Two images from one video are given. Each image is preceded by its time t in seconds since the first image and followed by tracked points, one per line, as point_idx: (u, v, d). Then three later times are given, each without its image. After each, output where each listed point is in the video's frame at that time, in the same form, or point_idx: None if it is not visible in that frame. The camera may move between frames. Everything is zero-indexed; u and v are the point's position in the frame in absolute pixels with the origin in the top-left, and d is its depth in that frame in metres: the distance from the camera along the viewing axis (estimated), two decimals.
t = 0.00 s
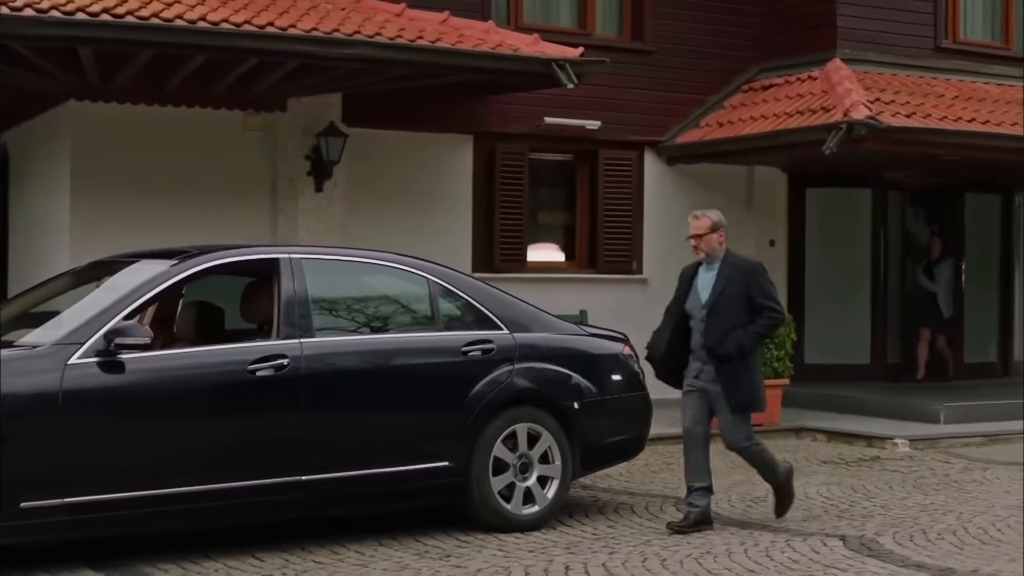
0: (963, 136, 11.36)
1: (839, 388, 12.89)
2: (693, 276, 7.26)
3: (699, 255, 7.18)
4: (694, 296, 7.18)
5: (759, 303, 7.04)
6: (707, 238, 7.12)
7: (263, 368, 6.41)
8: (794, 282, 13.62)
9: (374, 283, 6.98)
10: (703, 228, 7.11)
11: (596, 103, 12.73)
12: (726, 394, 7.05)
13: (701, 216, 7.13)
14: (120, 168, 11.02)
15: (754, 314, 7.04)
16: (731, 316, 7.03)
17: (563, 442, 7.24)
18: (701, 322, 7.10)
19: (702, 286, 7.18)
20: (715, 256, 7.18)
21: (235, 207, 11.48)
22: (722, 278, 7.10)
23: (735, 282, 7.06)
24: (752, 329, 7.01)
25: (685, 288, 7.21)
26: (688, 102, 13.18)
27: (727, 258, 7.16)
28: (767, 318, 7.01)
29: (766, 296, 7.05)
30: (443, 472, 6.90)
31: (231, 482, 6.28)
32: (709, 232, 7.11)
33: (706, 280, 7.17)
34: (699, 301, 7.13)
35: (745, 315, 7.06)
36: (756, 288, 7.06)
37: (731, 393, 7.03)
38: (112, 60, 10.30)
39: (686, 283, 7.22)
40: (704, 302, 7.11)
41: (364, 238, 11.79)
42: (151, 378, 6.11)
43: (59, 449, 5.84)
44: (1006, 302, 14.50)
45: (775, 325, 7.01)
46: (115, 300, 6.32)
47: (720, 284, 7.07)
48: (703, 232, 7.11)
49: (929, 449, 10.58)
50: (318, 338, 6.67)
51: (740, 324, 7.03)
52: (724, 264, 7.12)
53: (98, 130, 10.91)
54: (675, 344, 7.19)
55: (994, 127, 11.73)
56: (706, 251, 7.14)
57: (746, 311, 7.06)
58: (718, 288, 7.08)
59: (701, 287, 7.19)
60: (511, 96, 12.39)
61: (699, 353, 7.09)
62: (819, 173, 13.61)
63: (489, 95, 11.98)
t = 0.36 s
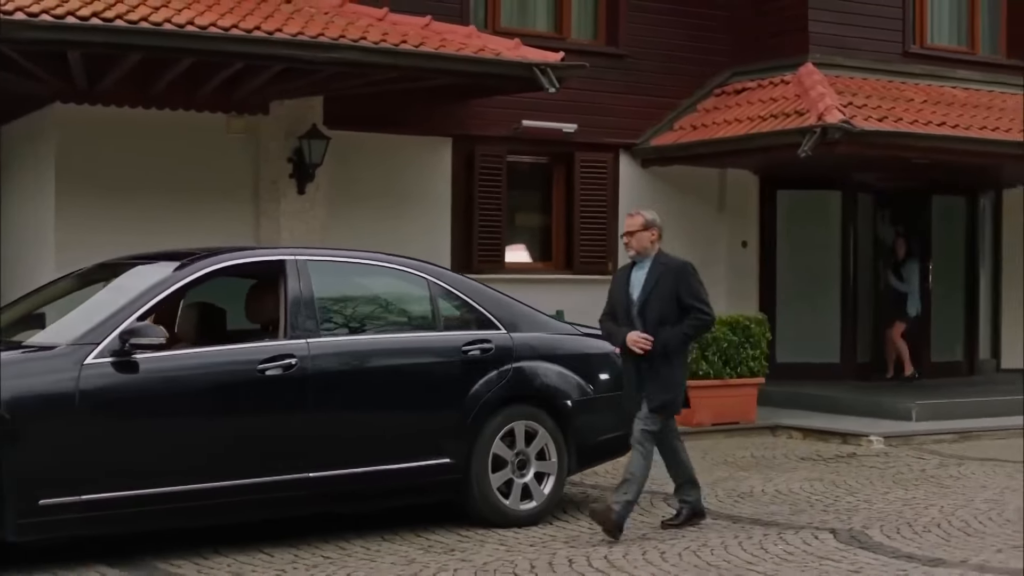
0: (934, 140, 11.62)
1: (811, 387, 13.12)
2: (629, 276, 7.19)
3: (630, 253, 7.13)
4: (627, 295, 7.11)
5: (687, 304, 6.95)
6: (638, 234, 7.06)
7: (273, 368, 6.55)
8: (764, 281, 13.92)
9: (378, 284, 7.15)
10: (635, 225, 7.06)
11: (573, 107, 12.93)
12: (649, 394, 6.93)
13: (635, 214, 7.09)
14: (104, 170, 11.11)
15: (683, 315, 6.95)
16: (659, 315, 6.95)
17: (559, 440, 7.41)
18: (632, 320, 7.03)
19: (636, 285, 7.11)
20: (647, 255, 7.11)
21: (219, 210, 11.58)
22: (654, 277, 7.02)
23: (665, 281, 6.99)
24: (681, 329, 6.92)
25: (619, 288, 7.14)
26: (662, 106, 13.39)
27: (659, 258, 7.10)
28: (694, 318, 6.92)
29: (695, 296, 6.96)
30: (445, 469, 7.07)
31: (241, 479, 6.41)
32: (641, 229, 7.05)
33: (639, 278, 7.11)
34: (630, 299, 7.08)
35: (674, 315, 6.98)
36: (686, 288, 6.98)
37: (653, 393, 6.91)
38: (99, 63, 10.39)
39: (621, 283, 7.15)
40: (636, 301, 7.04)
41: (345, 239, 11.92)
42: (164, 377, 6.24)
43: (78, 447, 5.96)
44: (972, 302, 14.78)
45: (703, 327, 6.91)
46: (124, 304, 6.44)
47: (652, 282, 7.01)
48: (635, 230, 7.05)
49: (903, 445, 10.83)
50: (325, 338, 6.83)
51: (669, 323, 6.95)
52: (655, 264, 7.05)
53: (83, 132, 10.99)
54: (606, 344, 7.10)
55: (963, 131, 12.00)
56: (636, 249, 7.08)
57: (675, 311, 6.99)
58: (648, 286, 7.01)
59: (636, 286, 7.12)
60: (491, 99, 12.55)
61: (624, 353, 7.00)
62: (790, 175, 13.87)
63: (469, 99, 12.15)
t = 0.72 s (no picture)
0: (913, 142, 11.86)
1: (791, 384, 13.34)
2: (564, 270, 7.10)
3: (564, 245, 7.06)
4: (562, 288, 7.01)
5: (624, 292, 6.86)
6: (570, 226, 7.00)
7: (288, 366, 6.71)
8: (744, 280, 14.15)
9: (387, 284, 7.31)
10: (567, 217, 7.00)
11: (557, 109, 13.12)
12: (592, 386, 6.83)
13: (567, 206, 7.03)
14: (98, 172, 11.22)
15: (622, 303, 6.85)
16: (597, 304, 6.85)
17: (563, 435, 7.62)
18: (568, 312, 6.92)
19: (571, 278, 7.01)
20: (580, 247, 7.04)
21: (210, 212, 11.71)
22: (589, 268, 6.93)
23: (600, 272, 6.90)
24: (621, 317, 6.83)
25: (556, 282, 7.04)
26: (644, 108, 13.60)
27: (593, 249, 7.02)
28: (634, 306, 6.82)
29: (631, 284, 6.86)
30: (454, 464, 7.24)
31: (259, 475, 6.57)
32: (574, 222, 6.99)
33: (575, 271, 7.02)
34: (564, 293, 6.98)
35: (613, 304, 6.88)
36: (622, 278, 6.88)
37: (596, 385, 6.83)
38: (95, 67, 10.50)
39: (556, 277, 7.05)
40: (571, 293, 6.94)
41: (335, 239, 12.08)
42: (185, 375, 6.39)
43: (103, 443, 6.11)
44: (946, 301, 15.05)
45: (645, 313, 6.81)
46: (147, 303, 6.59)
47: (588, 274, 6.91)
48: (567, 222, 7.00)
49: (885, 440, 11.07)
50: (338, 337, 6.99)
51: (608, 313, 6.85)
52: (589, 255, 6.97)
53: (77, 134, 11.10)
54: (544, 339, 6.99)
55: (942, 133, 12.25)
56: (569, 241, 7.01)
57: (612, 302, 6.89)
58: (581, 279, 6.92)
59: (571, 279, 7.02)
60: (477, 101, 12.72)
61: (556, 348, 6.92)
62: (769, 176, 14.10)
63: (456, 101, 12.32)
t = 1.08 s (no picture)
0: (894, 143, 12.10)
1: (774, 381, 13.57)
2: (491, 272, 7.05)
3: (494, 249, 7.04)
4: (489, 291, 6.95)
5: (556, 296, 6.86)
6: (500, 229, 6.99)
7: (304, 362, 6.87)
8: (725, 278, 14.39)
9: (395, 282, 7.49)
10: (496, 220, 6.99)
11: (543, 109, 13.31)
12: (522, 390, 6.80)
13: (496, 209, 7.03)
14: (93, 171, 11.32)
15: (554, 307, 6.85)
16: (528, 307, 6.83)
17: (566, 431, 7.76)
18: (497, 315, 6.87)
19: (499, 281, 6.96)
20: (510, 251, 7.02)
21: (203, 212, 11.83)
22: (518, 271, 6.90)
23: (530, 276, 6.88)
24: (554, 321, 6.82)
25: (483, 285, 6.98)
26: (627, 109, 13.81)
27: (524, 252, 7.00)
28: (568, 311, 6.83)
29: (563, 287, 6.87)
30: (461, 458, 7.42)
31: (275, 470, 6.73)
32: (502, 224, 6.99)
33: (503, 274, 6.97)
34: (494, 295, 6.92)
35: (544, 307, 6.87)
36: (553, 281, 6.88)
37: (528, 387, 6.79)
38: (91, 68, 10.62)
39: (483, 280, 7.00)
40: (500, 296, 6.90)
41: (325, 238, 12.22)
42: (205, 371, 6.54)
43: (126, 438, 6.26)
44: (923, 299, 15.31)
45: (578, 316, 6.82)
46: (167, 301, 6.75)
47: (519, 277, 6.88)
48: (496, 225, 6.99)
49: (869, 435, 11.30)
50: (349, 335, 7.16)
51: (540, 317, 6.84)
52: (520, 258, 6.95)
53: (73, 135, 11.20)
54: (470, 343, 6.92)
55: (921, 134, 12.50)
56: (498, 244, 7.00)
57: (543, 306, 6.88)
58: (511, 282, 6.88)
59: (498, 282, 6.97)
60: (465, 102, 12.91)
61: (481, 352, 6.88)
62: (750, 175, 14.34)
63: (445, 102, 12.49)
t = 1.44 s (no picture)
0: (876, 146, 12.34)
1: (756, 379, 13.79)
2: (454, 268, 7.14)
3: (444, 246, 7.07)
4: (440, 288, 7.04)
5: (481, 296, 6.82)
6: (449, 228, 7.01)
7: (318, 361, 7.05)
8: (707, 278, 14.60)
9: (402, 283, 7.68)
10: (444, 218, 7.02)
11: (529, 112, 13.51)
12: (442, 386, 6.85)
13: (446, 208, 7.05)
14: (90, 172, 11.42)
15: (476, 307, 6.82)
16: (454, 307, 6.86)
17: (567, 428, 7.97)
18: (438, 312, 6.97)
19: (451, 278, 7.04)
20: (459, 248, 7.03)
21: (198, 214, 11.97)
22: (457, 270, 6.93)
23: (464, 274, 6.88)
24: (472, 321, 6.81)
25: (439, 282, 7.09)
26: (612, 111, 14.01)
27: (473, 249, 7.01)
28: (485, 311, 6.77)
29: (488, 286, 6.81)
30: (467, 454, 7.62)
31: (291, 465, 6.90)
32: (451, 222, 7.01)
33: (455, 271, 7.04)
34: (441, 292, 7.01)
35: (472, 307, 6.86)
36: (482, 280, 6.83)
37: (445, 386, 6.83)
38: (89, 71, 10.74)
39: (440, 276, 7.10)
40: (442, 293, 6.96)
41: (316, 238, 12.40)
42: (223, 369, 6.70)
43: (148, 435, 6.41)
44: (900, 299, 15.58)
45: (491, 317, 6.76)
46: (186, 300, 6.90)
47: (456, 275, 6.92)
48: (445, 223, 7.01)
49: (852, 432, 11.53)
50: (360, 333, 7.34)
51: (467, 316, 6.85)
52: (463, 256, 6.97)
53: (71, 136, 11.29)
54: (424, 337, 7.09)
55: (901, 137, 12.74)
56: (448, 242, 7.03)
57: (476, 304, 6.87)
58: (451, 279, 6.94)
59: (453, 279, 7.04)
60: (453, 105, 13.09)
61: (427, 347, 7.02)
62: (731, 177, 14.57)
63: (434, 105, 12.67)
